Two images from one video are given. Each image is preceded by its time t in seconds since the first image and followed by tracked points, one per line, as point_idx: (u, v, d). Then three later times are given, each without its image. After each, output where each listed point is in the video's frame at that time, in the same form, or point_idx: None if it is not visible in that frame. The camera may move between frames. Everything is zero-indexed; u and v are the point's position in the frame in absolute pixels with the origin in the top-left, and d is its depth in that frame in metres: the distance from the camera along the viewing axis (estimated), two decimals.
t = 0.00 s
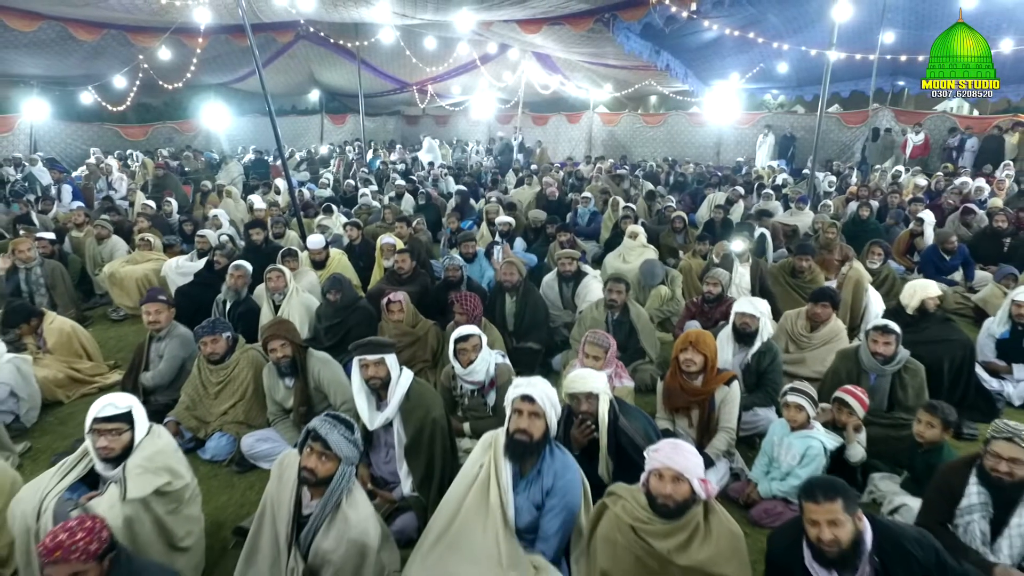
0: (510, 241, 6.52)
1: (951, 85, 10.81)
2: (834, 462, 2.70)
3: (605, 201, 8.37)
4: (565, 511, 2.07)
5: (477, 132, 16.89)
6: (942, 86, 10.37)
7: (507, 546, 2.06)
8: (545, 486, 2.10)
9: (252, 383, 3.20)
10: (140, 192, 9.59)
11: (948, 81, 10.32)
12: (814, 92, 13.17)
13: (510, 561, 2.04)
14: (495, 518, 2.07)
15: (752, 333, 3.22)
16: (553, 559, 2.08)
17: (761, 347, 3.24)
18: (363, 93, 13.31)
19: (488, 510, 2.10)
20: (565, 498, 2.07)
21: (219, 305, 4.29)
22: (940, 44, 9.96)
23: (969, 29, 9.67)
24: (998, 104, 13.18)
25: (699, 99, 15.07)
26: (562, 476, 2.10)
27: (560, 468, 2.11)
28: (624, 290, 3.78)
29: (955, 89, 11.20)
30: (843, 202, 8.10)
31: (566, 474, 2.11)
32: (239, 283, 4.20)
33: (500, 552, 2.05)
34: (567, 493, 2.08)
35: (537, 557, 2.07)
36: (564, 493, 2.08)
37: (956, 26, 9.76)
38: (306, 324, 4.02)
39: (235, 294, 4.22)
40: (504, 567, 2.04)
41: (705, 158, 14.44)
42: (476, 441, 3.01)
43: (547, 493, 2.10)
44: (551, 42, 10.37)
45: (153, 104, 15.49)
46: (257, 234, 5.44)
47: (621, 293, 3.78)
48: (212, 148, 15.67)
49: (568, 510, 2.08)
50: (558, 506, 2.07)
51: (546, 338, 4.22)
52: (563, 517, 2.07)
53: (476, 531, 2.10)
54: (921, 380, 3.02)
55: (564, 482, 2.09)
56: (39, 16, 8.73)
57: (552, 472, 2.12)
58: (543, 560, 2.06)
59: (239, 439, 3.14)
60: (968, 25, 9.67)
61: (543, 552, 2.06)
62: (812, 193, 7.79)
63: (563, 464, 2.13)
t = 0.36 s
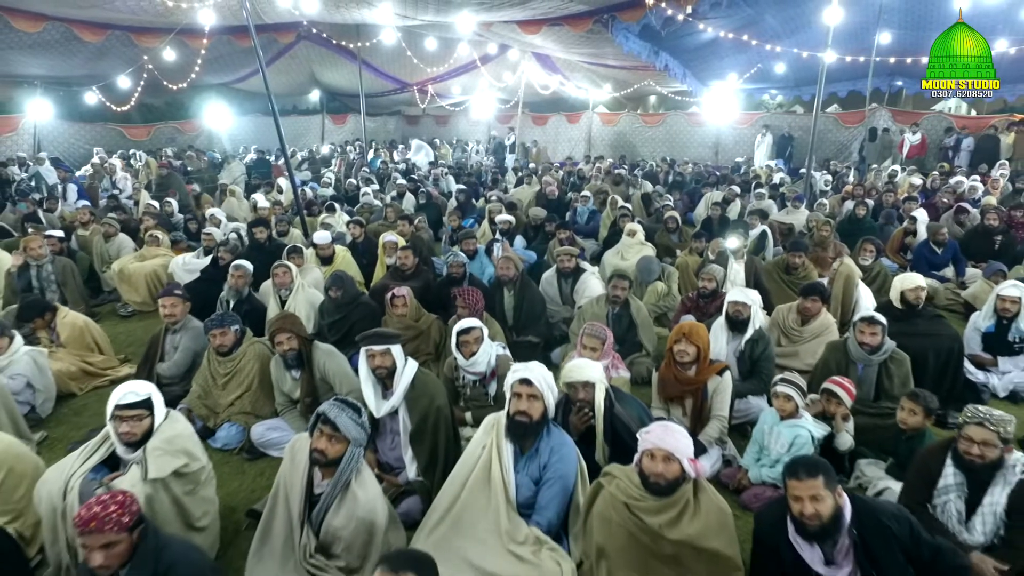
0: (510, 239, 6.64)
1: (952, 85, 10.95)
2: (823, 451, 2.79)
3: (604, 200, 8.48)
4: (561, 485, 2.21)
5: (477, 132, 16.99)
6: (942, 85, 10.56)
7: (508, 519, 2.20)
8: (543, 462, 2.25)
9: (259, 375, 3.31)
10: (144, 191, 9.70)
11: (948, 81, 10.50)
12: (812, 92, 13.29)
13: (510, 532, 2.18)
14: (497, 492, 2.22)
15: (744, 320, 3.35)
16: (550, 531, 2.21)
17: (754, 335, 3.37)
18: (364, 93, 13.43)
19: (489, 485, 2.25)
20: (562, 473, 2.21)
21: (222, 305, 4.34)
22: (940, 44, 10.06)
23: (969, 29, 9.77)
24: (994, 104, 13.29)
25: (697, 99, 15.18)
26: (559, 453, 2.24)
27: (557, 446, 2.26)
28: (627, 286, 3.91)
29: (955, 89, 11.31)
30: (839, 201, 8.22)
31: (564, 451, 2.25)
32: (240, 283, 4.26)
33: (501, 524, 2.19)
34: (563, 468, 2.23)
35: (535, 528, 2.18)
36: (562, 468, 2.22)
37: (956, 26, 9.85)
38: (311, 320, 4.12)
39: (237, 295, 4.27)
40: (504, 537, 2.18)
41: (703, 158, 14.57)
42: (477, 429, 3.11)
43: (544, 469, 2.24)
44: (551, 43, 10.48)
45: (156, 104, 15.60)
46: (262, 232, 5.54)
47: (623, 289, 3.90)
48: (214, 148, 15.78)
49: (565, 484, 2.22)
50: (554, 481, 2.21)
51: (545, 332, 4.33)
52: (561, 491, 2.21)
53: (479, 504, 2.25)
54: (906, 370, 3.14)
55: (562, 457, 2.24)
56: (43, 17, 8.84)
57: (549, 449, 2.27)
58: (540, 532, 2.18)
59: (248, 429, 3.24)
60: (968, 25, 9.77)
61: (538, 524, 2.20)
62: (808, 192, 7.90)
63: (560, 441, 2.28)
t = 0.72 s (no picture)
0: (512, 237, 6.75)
1: (952, 85, 10.87)
2: (815, 438, 2.92)
3: (604, 199, 8.59)
4: (559, 474, 2.33)
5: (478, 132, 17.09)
6: (943, 85, 10.53)
7: (506, 511, 2.32)
8: (539, 455, 2.35)
9: (272, 367, 3.43)
10: (149, 191, 9.80)
11: (948, 81, 10.48)
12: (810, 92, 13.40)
13: (508, 522, 2.29)
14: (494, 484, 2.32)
15: (742, 311, 3.47)
16: (550, 520, 2.34)
17: (751, 325, 3.50)
18: (365, 94, 13.53)
19: (487, 477, 2.35)
20: (559, 465, 2.32)
21: (224, 306, 4.35)
22: (940, 44, 10.07)
23: (969, 29, 9.78)
24: (992, 104, 13.38)
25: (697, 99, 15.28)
26: (554, 444, 2.34)
27: (551, 438, 2.35)
28: (626, 282, 3.99)
29: (955, 89, 11.32)
30: (836, 199, 8.32)
31: (558, 443, 2.35)
32: (240, 284, 4.25)
33: (501, 515, 2.30)
34: (558, 459, 2.33)
35: (534, 519, 2.31)
36: (557, 459, 2.32)
37: (956, 26, 9.88)
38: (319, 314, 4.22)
39: (237, 294, 4.29)
40: (504, 526, 2.29)
41: (703, 157, 14.67)
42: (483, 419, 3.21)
43: (541, 461, 2.35)
44: (551, 44, 10.59)
45: (158, 104, 15.70)
46: (268, 230, 5.65)
47: (622, 285, 4.00)
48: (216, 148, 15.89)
49: (562, 474, 2.33)
50: (552, 472, 2.32)
51: (546, 327, 4.45)
52: (558, 481, 2.33)
53: (479, 496, 2.36)
54: (895, 359, 3.25)
55: (556, 449, 2.33)
56: (49, 19, 8.95)
57: (545, 442, 2.36)
58: (539, 521, 2.31)
59: (259, 419, 3.34)
60: (968, 25, 9.77)
61: (538, 516, 2.33)
62: (805, 191, 8.01)
63: (554, 433, 2.37)
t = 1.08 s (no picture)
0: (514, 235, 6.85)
1: (952, 85, 11.09)
2: (811, 425, 2.98)
3: (605, 197, 8.70)
4: (560, 468, 2.39)
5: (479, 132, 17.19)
6: (942, 86, 10.75)
7: (507, 504, 2.39)
8: (538, 452, 2.42)
9: (284, 360, 3.53)
10: (154, 190, 9.91)
11: (948, 81, 10.68)
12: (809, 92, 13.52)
13: (511, 514, 2.35)
14: (492, 478, 2.40)
15: (742, 304, 3.57)
16: (554, 510, 2.40)
17: (750, 317, 3.61)
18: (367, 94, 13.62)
19: (487, 472, 2.42)
20: (558, 461, 2.38)
21: (235, 302, 4.47)
22: (940, 44, 10.21)
23: (969, 29, 9.90)
24: (989, 104, 13.48)
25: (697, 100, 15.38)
26: (551, 442, 2.41)
27: (549, 434, 2.42)
28: (621, 276, 4.15)
29: (955, 90, 11.43)
30: (835, 198, 8.41)
31: (555, 440, 2.41)
32: (250, 279, 4.37)
33: (504, 509, 2.37)
34: (557, 454, 2.40)
35: (538, 509, 2.37)
36: (555, 455, 2.39)
37: (956, 26, 9.96)
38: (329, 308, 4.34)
39: (249, 289, 4.41)
40: (506, 520, 2.35)
41: (703, 157, 14.77)
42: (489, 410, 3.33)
43: (540, 458, 2.41)
44: (552, 44, 10.69)
45: (162, 105, 15.81)
46: (276, 228, 5.76)
47: (617, 279, 4.14)
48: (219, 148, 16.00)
49: (562, 467, 2.39)
50: (552, 469, 2.38)
51: (549, 323, 4.56)
52: (558, 476, 2.39)
53: (482, 489, 2.44)
54: (889, 352, 3.35)
55: (554, 446, 2.40)
56: (56, 20, 9.05)
57: (543, 439, 2.42)
58: (543, 511, 2.37)
59: (273, 410, 3.45)
60: (968, 25, 9.86)
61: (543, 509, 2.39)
62: (803, 190, 8.11)
63: (551, 430, 2.43)
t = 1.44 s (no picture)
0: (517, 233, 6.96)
1: (952, 85, 11.15)
2: (805, 415, 3.11)
3: (605, 196, 8.82)
4: (562, 456, 2.44)
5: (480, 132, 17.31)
6: (943, 85, 10.83)
7: (509, 493, 2.45)
8: (541, 443, 2.47)
9: (294, 353, 3.62)
10: (160, 189, 10.03)
11: (948, 81, 10.75)
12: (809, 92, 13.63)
13: (514, 501, 2.42)
14: (496, 469, 2.46)
15: (740, 299, 3.71)
16: (558, 496, 2.46)
17: (747, 310, 3.75)
18: (370, 94, 13.72)
19: (490, 463, 2.48)
20: (559, 452, 2.44)
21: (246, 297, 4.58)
22: (941, 44, 10.27)
23: (969, 29, 9.94)
24: (986, 104, 13.59)
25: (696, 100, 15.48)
26: (553, 433, 2.46)
27: (549, 426, 2.47)
28: (619, 272, 4.26)
29: (954, 90, 11.52)
30: (833, 197, 8.51)
31: (557, 431, 2.46)
32: (263, 272, 4.49)
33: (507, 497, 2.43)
34: (558, 444, 2.45)
35: (542, 495, 2.43)
36: (557, 445, 2.44)
37: (956, 26, 10.02)
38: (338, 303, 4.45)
39: (261, 282, 4.52)
40: (509, 508, 2.41)
41: (702, 157, 14.88)
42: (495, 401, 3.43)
43: (542, 449, 2.47)
44: (552, 45, 10.80)
45: (165, 104, 15.94)
46: (283, 225, 5.87)
47: (615, 275, 4.25)
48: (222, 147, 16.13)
49: (565, 455, 2.45)
50: (553, 460, 2.44)
51: (551, 318, 4.68)
52: (560, 467, 2.44)
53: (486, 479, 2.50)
54: (882, 347, 3.45)
55: (556, 436, 2.46)
56: (63, 21, 9.16)
57: (545, 430, 2.47)
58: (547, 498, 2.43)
59: (285, 401, 3.55)
60: (968, 26, 9.92)
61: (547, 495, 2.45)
62: (801, 190, 8.23)
63: (552, 422, 2.49)
